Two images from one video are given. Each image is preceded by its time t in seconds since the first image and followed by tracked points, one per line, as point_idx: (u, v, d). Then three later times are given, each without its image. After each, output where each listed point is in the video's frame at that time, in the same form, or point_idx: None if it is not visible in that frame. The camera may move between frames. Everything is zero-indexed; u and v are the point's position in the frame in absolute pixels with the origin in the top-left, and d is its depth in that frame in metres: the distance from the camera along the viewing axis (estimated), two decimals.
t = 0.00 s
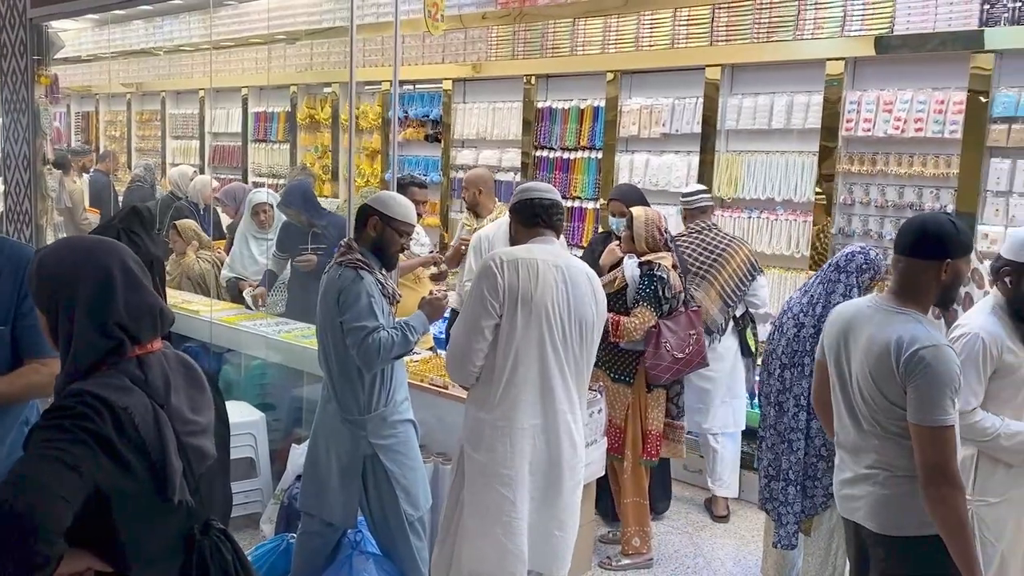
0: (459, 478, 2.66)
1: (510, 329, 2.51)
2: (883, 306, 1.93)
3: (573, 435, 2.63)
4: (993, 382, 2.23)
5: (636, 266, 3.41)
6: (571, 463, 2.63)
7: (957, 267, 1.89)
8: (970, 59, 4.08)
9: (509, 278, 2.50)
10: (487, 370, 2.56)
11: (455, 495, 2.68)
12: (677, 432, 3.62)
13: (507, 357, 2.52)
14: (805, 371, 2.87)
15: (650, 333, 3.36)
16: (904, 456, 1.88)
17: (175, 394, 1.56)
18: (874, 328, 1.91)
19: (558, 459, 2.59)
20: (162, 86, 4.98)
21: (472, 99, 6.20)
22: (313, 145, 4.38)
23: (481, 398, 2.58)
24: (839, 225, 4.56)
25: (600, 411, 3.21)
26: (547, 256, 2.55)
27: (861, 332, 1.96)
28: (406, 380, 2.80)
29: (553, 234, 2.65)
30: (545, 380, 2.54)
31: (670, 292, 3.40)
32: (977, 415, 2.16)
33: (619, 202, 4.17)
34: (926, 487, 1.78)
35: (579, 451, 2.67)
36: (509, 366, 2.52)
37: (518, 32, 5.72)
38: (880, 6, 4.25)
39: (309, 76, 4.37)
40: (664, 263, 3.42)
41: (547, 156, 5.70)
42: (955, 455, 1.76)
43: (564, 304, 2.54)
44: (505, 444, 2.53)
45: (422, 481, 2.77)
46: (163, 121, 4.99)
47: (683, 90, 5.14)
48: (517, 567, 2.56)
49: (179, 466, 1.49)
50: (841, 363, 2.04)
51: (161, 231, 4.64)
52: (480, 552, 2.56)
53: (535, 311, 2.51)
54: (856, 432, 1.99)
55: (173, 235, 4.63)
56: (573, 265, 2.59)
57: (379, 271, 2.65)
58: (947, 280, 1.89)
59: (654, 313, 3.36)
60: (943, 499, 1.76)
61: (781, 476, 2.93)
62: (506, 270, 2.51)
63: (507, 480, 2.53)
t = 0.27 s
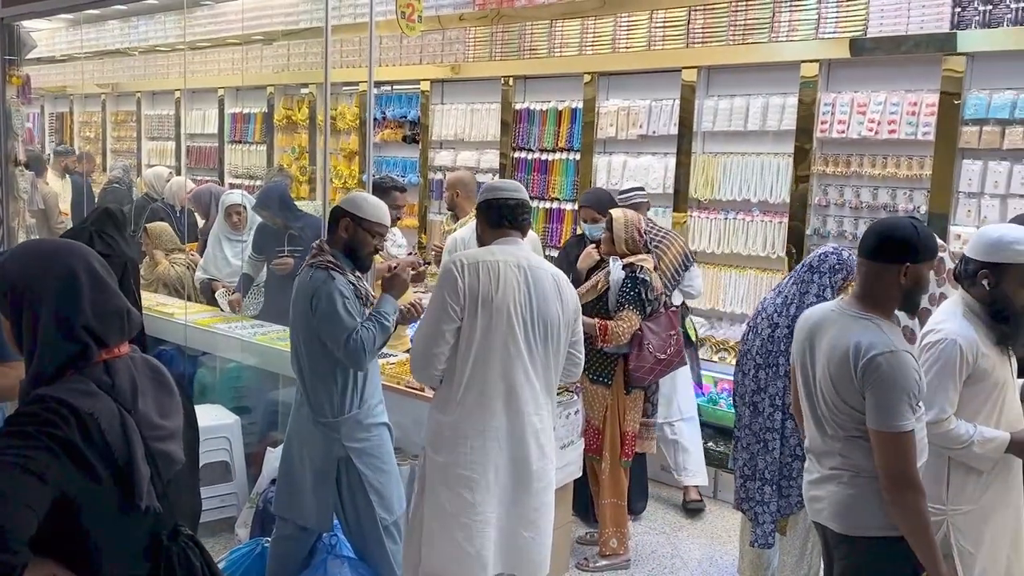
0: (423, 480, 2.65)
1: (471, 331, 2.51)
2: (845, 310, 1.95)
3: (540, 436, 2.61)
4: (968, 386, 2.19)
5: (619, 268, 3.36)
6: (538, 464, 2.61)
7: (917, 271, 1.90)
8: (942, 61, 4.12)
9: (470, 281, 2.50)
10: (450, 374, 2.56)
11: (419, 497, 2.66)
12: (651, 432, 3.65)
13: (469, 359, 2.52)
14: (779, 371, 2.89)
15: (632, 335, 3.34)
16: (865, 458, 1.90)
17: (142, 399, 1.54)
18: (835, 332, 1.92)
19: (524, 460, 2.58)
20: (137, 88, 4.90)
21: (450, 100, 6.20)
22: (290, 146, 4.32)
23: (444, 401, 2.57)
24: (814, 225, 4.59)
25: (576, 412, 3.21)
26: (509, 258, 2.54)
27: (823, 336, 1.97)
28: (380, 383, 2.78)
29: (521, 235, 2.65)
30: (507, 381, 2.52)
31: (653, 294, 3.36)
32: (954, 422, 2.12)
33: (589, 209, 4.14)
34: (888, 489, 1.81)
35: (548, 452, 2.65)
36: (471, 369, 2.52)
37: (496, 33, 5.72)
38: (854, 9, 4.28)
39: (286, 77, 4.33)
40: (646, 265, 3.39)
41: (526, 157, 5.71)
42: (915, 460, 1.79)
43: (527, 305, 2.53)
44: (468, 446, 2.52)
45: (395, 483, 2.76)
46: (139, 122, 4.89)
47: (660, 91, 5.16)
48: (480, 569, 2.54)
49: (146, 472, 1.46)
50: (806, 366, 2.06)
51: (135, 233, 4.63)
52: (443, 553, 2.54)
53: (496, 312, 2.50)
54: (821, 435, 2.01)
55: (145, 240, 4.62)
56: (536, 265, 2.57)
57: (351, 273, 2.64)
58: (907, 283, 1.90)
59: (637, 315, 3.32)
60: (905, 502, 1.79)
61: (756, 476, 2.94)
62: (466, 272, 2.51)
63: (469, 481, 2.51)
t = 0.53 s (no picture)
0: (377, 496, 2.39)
1: (421, 341, 2.25)
2: (813, 310, 1.97)
3: (503, 452, 2.33)
4: (943, 388, 2.22)
5: (606, 270, 3.36)
6: (501, 482, 2.33)
7: (886, 272, 1.91)
8: (916, 64, 4.15)
9: (420, 288, 2.23)
10: (404, 382, 2.30)
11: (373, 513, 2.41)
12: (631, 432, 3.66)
13: (420, 371, 2.26)
14: (757, 371, 2.90)
15: (617, 337, 3.31)
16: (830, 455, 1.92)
17: (109, 402, 1.52)
18: (801, 332, 1.95)
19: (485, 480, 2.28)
20: (115, 89, 4.90)
21: (429, 101, 6.19)
22: (269, 148, 4.38)
23: (394, 416, 2.30)
24: (791, 226, 4.61)
25: (555, 412, 3.20)
26: (462, 260, 2.25)
27: (791, 336, 1.99)
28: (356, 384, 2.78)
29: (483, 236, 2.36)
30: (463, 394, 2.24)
31: (636, 294, 3.36)
32: (932, 426, 2.14)
33: (565, 210, 4.12)
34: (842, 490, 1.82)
35: (513, 468, 2.37)
36: (422, 381, 2.26)
37: (475, 34, 5.73)
38: (830, 11, 4.31)
39: (265, 78, 4.32)
40: (629, 266, 3.39)
41: (506, 158, 5.70)
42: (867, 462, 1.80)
43: (482, 310, 2.25)
44: (420, 465, 2.26)
45: (372, 485, 2.74)
46: (116, 123, 4.89)
47: (639, 93, 5.18)
48: None
49: (113, 476, 1.45)
50: (776, 365, 2.08)
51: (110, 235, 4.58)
52: None
53: (449, 318, 2.23)
54: (789, 434, 2.04)
55: (117, 241, 4.52)
56: (494, 266, 2.28)
57: (325, 273, 2.63)
58: (876, 284, 1.91)
59: (620, 317, 3.31)
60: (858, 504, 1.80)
61: (735, 477, 2.96)
62: (414, 276, 2.24)
63: (421, 506, 2.24)
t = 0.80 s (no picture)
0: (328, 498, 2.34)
1: (372, 345, 2.18)
2: (788, 308, 1.98)
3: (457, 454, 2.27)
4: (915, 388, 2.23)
5: (581, 270, 3.39)
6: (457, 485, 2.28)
7: (860, 270, 1.93)
8: (891, 66, 4.20)
9: (370, 290, 2.16)
10: (355, 384, 2.24)
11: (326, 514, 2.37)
12: (610, 434, 3.66)
13: (370, 376, 2.19)
14: (735, 371, 2.91)
15: (594, 338, 3.32)
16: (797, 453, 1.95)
17: (73, 403, 1.67)
18: (777, 330, 1.95)
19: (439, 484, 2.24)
20: (92, 89, 4.91)
21: (409, 102, 6.19)
22: (248, 150, 4.36)
23: (346, 421, 2.24)
24: (768, 227, 4.64)
25: (533, 413, 3.20)
26: (415, 263, 2.18)
27: (767, 334, 2.00)
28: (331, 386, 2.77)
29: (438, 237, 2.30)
30: (415, 398, 2.19)
31: (614, 295, 3.35)
32: (907, 427, 2.16)
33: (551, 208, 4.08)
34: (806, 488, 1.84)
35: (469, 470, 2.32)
36: (373, 385, 2.19)
37: (455, 36, 5.73)
38: (806, 14, 4.35)
39: (243, 79, 4.30)
40: (608, 267, 3.39)
41: (485, 160, 5.71)
42: (830, 460, 1.83)
43: (434, 313, 2.18)
44: (372, 471, 2.21)
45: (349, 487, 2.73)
46: (93, 124, 5.03)
47: (617, 95, 5.20)
48: None
49: (76, 475, 1.61)
50: (751, 362, 2.09)
51: (87, 237, 4.58)
52: None
53: (399, 321, 2.16)
54: (762, 431, 2.05)
55: (94, 245, 4.53)
56: (447, 267, 2.21)
57: (299, 275, 2.63)
58: (851, 283, 1.93)
59: (596, 318, 3.32)
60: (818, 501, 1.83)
61: (713, 477, 2.98)
62: (363, 279, 2.17)
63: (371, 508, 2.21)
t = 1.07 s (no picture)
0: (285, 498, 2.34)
1: (323, 346, 2.18)
2: (771, 307, 1.99)
3: (415, 453, 2.27)
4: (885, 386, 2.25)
5: (557, 270, 3.39)
6: (416, 483, 2.28)
7: (834, 268, 1.96)
8: (865, 68, 4.24)
9: (319, 291, 2.17)
10: (308, 385, 2.24)
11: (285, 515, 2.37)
12: (588, 435, 3.66)
13: (322, 377, 2.19)
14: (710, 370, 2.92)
15: (569, 338, 3.31)
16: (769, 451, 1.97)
17: (38, 402, 1.70)
18: (761, 329, 1.97)
19: (397, 483, 2.24)
20: (69, 90, 4.94)
21: (387, 103, 6.18)
22: (227, 151, 4.52)
23: (300, 425, 2.24)
24: (744, 228, 4.67)
25: (510, 414, 3.20)
26: (364, 263, 2.18)
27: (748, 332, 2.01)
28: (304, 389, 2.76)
29: (393, 237, 2.28)
30: (367, 399, 2.19)
31: (589, 296, 3.34)
32: (876, 425, 2.18)
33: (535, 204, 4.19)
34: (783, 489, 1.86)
35: (428, 468, 2.31)
36: (324, 388, 2.19)
37: (433, 37, 5.74)
38: (781, 16, 4.39)
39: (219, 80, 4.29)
40: (584, 267, 3.39)
41: (464, 161, 5.71)
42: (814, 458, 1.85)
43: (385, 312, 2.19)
44: (326, 473, 2.20)
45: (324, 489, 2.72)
46: (70, 126, 5.02)
47: (595, 97, 5.21)
48: None
49: (43, 475, 1.65)
50: (726, 359, 2.09)
51: (65, 239, 4.50)
52: None
53: (348, 320, 2.16)
54: (735, 429, 2.06)
55: (72, 245, 4.43)
56: (398, 266, 2.21)
57: (272, 275, 2.63)
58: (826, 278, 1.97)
59: (572, 318, 3.32)
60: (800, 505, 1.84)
61: (690, 477, 2.99)
62: (313, 280, 2.17)
63: (325, 506, 2.21)
